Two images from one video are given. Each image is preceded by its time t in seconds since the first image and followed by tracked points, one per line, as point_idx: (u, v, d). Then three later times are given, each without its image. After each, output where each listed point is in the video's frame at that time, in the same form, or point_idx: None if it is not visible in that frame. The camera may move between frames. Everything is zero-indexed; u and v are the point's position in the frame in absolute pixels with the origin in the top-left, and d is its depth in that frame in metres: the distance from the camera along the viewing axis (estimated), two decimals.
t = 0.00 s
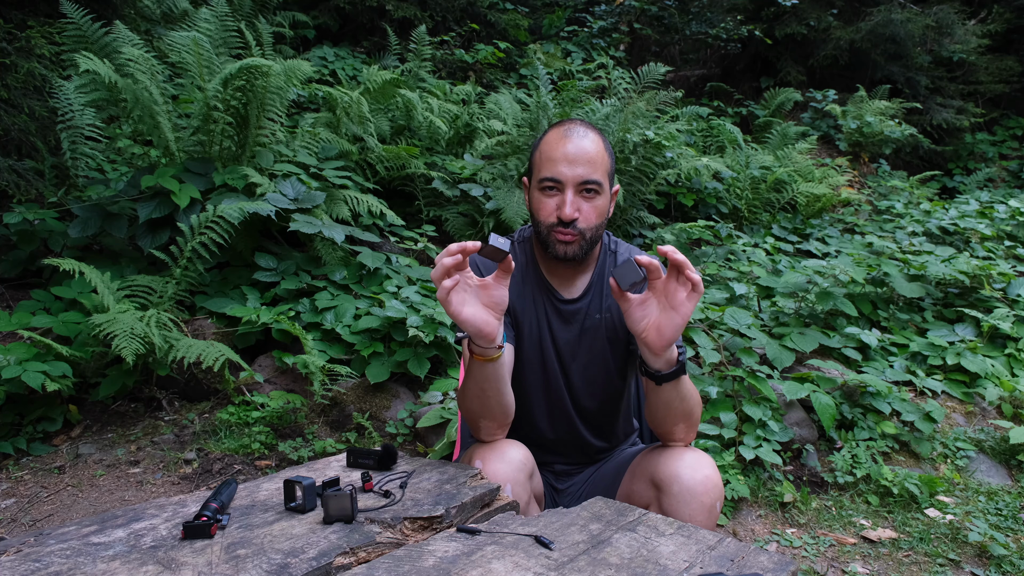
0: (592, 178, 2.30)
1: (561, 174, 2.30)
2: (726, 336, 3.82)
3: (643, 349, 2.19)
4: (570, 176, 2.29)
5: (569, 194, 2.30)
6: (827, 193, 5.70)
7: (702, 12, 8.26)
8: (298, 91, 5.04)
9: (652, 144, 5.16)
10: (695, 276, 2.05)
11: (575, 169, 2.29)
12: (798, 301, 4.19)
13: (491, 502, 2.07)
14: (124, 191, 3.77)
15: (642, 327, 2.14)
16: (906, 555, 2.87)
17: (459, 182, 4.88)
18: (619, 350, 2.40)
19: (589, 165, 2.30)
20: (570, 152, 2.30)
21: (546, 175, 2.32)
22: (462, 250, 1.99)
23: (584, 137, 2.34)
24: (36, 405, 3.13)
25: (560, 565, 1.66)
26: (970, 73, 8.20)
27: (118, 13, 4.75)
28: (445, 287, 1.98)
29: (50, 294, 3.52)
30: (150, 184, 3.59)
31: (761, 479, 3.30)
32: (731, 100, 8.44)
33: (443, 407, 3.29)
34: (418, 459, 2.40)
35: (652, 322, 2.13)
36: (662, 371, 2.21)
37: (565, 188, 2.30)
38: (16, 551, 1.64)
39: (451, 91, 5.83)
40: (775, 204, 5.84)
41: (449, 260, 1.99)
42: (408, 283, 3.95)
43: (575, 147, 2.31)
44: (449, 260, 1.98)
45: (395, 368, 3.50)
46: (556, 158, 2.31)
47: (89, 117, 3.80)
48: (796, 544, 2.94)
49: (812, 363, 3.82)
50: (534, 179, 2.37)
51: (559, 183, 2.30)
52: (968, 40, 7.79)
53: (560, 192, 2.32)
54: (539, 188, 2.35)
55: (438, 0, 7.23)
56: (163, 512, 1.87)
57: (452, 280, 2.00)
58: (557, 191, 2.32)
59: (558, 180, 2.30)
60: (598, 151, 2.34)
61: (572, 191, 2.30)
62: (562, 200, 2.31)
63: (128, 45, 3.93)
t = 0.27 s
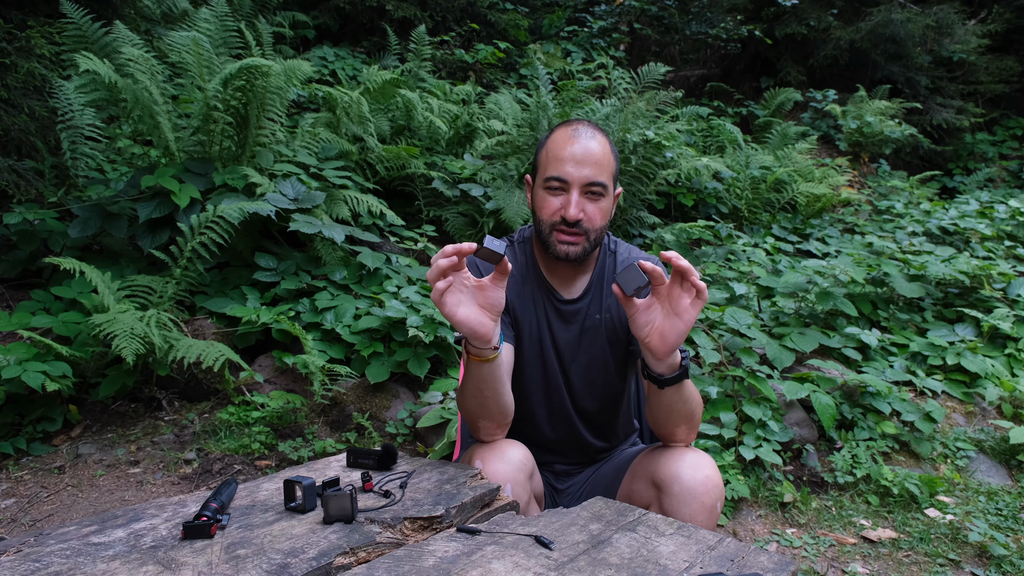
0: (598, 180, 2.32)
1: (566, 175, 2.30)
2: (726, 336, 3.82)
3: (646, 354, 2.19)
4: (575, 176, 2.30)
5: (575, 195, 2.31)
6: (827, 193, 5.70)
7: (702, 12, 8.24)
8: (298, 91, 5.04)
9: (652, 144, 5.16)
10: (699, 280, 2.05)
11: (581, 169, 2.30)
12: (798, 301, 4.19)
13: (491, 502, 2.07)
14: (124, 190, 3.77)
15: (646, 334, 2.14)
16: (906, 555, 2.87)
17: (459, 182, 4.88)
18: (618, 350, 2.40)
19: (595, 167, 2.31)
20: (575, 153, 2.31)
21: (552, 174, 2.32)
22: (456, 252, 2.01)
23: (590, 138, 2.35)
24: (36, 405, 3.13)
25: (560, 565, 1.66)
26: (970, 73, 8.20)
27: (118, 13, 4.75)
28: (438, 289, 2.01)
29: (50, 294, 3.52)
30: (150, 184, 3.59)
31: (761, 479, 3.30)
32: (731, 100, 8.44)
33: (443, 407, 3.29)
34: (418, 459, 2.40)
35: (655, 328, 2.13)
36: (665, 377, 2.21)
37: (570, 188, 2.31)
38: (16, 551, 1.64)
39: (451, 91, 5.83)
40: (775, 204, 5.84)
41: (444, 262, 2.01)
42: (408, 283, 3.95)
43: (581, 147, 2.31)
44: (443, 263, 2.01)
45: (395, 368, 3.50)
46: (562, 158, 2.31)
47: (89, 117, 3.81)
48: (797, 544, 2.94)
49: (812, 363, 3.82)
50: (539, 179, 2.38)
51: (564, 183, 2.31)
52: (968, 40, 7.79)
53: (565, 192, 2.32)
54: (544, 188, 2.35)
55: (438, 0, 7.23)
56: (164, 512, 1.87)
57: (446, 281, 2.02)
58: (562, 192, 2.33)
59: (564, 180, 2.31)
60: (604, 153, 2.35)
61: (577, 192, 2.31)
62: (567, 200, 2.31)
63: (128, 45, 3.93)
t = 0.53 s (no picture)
0: (603, 175, 2.36)
1: (572, 168, 2.34)
2: (726, 336, 3.82)
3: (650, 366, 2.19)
4: (581, 170, 2.34)
5: (580, 188, 2.34)
6: (827, 193, 5.70)
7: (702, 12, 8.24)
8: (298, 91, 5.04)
9: (652, 144, 5.16)
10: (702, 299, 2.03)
11: (587, 164, 2.34)
12: (798, 301, 4.18)
13: (491, 502, 2.07)
14: (124, 191, 3.77)
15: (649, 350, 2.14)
16: (906, 555, 2.87)
17: (459, 182, 4.88)
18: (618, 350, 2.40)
19: (600, 162, 2.35)
20: (581, 148, 2.35)
21: (558, 168, 2.36)
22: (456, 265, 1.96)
23: (595, 134, 2.40)
24: (36, 405, 3.13)
25: (560, 565, 1.66)
26: (970, 73, 8.20)
27: (118, 13, 4.75)
28: (438, 303, 2.01)
29: (51, 294, 3.52)
30: (150, 184, 3.59)
31: (761, 479, 3.30)
32: (731, 100, 8.44)
33: (443, 407, 3.29)
34: (418, 459, 2.40)
35: (658, 342, 2.12)
36: (668, 386, 2.21)
37: (575, 181, 2.35)
38: (16, 551, 1.64)
39: (451, 91, 5.83)
40: (775, 204, 5.84)
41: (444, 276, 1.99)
42: (408, 283, 3.95)
43: (587, 142, 2.36)
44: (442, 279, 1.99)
45: (395, 368, 3.50)
46: (568, 153, 2.35)
47: (89, 117, 3.81)
48: (796, 544, 2.94)
49: (812, 363, 3.82)
50: (544, 172, 2.42)
51: (569, 176, 2.35)
52: (968, 40, 7.79)
53: (570, 186, 2.36)
54: (549, 180, 2.39)
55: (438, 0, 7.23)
56: (163, 512, 1.87)
57: (446, 296, 2.01)
58: (567, 185, 2.36)
59: (569, 174, 2.35)
60: (609, 150, 2.40)
61: (582, 186, 2.35)
62: (572, 193, 2.35)
63: (128, 45, 3.93)
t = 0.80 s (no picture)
0: (609, 174, 2.36)
1: (578, 167, 2.35)
2: (726, 336, 3.82)
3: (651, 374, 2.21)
4: (588, 169, 2.35)
5: (586, 187, 2.35)
6: (827, 193, 5.70)
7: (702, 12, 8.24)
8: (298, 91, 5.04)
9: (652, 144, 5.16)
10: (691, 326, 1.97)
11: (594, 162, 2.35)
12: (798, 301, 4.19)
13: (491, 502, 2.07)
14: (124, 191, 3.77)
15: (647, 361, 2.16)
16: (906, 555, 2.87)
17: (459, 182, 4.88)
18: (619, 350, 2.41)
19: (607, 162, 2.36)
20: (588, 146, 2.35)
21: (564, 166, 2.37)
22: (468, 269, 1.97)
23: (602, 134, 2.41)
24: (36, 405, 3.13)
25: (560, 565, 1.66)
26: (970, 73, 8.19)
27: (118, 13, 4.74)
28: (449, 307, 1.98)
29: (51, 294, 3.52)
30: (150, 184, 3.59)
31: (761, 479, 3.30)
32: (731, 100, 8.44)
33: (443, 407, 3.29)
34: (418, 459, 2.40)
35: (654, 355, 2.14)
36: (669, 395, 2.21)
37: (582, 180, 2.35)
38: (16, 551, 1.64)
39: (451, 91, 5.83)
40: (775, 204, 5.84)
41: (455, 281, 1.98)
42: (408, 283, 3.95)
43: (594, 141, 2.37)
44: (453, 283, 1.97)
45: (395, 368, 3.50)
46: (575, 151, 2.36)
47: (89, 117, 3.81)
48: (796, 544, 2.94)
49: (812, 363, 3.82)
50: (550, 171, 2.42)
51: (576, 175, 2.36)
52: (968, 40, 7.79)
53: (577, 184, 2.36)
54: (555, 178, 2.39)
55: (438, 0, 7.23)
56: (164, 512, 1.87)
57: (458, 298, 1.98)
58: (573, 183, 2.37)
59: (576, 172, 2.35)
60: (616, 149, 2.41)
61: (588, 185, 2.35)
62: (578, 191, 2.35)
63: (128, 45, 3.93)
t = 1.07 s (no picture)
0: (613, 174, 2.38)
1: (582, 166, 2.36)
2: (726, 336, 3.82)
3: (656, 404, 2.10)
4: (592, 169, 2.36)
5: (590, 187, 2.37)
6: (827, 193, 5.70)
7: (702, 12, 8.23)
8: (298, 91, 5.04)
9: (652, 144, 5.16)
10: (682, 426, 1.77)
11: (598, 162, 2.36)
12: (798, 301, 4.19)
13: (491, 502, 2.07)
14: (124, 191, 3.77)
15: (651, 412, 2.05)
16: (906, 555, 2.87)
17: (459, 182, 4.88)
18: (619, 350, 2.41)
19: (611, 161, 2.38)
20: (592, 146, 2.36)
21: (569, 165, 2.38)
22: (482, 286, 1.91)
23: (607, 134, 2.42)
24: (36, 405, 3.13)
25: (560, 565, 1.66)
26: (970, 73, 8.20)
27: (118, 13, 4.74)
28: (465, 326, 1.96)
29: (51, 294, 3.52)
30: (150, 184, 3.59)
31: (761, 479, 3.30)
32: (731, 100, 8.44)
33: (443, 407, 3.29)
34: (418, 459, 2.40)
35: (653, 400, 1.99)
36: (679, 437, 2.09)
37: (586, 180, 2.37)
38: (16, 551, 1.64)
39: (451, 91, 5.83)
40: (775, 204, 5.84)
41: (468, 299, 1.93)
42: (408, 283, 3.95)
43: (599, 141, 2.38)
44: (467, 301, 1.93)
45: (395, 368, 3.50)
46: (579, 151, 2.37)
47: (89, 117, 3.80)
48: (797, 544, 2.94)
49: (812, 363, 3.82)
50: (555, 170, 2.43)
51: (580, 174, 2.37)
52: (968, 40, 7.79)
53: (581, 184, 2.38)
54: (559, 178, 2.40)
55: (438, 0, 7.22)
56: (164, 512, 1.87)
57: (474, 316, 1.94)
58: (578, 183, 2.38)
59: (581, 171, 2.37)
60: (620, 150, 2.42)
61: (592, 184, 2.36)
62: (582, 191, 2.37)
63: (128, 45, 3.93)
